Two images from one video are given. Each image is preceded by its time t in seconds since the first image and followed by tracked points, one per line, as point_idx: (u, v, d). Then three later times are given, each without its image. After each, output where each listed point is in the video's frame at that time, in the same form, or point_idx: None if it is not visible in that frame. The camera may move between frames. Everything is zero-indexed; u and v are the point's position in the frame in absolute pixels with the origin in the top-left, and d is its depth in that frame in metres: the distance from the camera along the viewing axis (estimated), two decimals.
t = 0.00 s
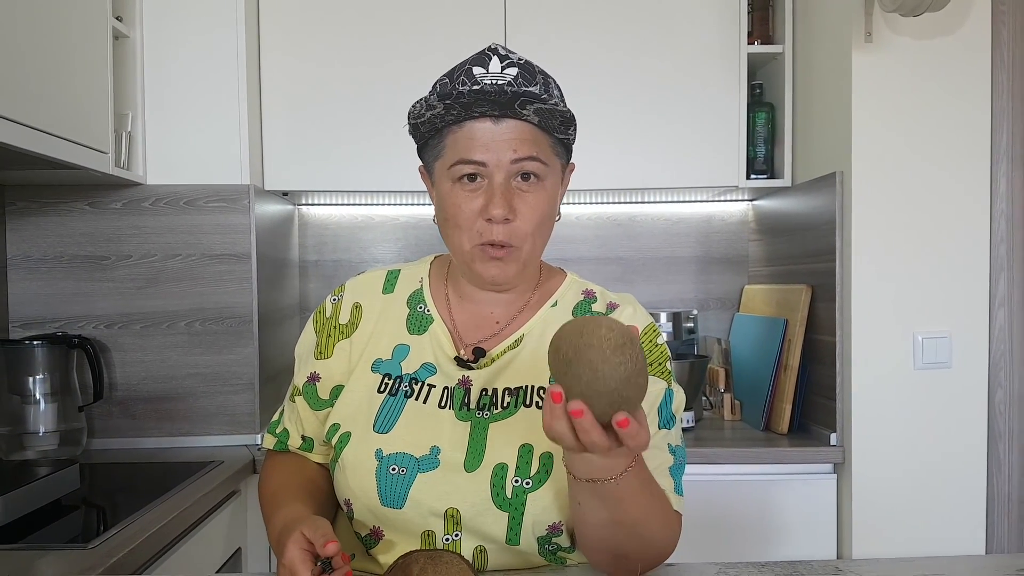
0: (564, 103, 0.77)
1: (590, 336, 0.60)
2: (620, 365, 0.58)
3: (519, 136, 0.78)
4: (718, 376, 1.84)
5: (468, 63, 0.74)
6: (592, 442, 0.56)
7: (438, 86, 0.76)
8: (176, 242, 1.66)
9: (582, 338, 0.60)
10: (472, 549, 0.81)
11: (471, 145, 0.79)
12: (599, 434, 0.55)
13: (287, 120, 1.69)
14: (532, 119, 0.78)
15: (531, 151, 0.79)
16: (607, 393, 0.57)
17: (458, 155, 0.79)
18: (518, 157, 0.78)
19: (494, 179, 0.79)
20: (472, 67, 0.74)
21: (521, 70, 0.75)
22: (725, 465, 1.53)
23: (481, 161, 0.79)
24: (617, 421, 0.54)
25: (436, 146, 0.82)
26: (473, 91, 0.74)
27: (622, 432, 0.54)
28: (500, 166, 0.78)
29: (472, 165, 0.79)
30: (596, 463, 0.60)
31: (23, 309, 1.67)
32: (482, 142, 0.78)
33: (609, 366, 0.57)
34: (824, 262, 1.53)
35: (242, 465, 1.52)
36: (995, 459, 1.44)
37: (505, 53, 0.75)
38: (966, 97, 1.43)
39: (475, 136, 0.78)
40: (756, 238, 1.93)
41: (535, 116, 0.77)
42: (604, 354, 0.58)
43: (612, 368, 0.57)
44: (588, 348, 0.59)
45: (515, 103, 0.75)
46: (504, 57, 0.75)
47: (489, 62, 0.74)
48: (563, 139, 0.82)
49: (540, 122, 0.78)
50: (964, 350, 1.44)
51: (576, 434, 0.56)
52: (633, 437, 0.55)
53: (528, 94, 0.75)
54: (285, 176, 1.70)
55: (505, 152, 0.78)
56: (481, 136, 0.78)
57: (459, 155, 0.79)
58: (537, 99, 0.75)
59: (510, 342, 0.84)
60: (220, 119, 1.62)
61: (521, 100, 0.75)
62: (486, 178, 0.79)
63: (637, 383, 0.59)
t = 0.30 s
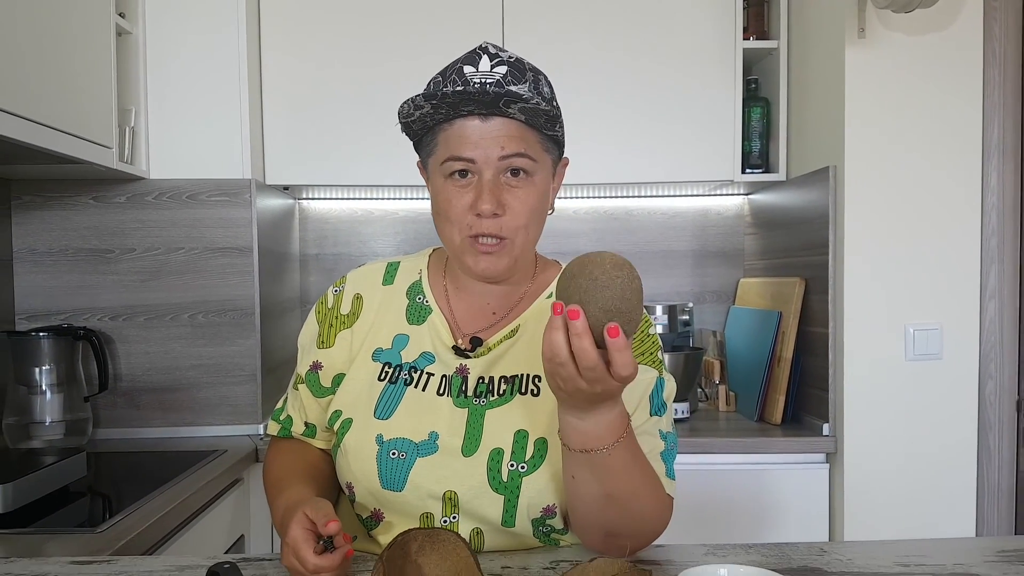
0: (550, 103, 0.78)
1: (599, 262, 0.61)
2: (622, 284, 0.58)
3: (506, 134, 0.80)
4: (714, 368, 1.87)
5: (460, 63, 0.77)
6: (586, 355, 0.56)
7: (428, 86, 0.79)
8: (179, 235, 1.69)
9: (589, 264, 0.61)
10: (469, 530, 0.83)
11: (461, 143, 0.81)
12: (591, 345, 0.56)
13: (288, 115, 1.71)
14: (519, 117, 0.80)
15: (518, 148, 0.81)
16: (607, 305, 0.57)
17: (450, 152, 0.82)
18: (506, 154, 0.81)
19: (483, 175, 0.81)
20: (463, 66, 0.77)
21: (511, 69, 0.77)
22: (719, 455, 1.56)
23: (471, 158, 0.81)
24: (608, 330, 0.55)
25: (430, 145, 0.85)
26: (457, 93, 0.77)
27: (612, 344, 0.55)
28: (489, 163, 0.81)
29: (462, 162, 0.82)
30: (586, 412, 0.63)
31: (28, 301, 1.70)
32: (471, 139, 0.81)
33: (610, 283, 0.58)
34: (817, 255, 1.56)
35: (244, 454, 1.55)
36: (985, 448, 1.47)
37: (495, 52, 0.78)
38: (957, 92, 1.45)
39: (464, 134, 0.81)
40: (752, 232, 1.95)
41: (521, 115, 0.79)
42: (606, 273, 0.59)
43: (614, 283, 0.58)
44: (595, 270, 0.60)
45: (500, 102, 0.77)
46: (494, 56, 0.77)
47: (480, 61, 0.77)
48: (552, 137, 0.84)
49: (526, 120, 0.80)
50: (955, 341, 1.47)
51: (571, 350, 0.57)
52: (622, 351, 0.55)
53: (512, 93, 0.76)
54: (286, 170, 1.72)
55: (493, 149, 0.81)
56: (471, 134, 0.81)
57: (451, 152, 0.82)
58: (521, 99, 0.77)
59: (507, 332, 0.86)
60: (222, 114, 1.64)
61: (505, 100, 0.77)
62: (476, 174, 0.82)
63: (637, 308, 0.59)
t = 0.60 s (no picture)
0: (534, 97, 0.80)
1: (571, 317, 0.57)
2: (603, 343, 0.56)
3: (494, 129, 0.83)
4: (712, 358, 1.89)
5: (448, 62, 0.80)
6: (582, 410, 0.58)
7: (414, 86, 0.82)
8: (185, 227, 1.71)
9: (562, 319, 0.58)
10: (469, 513, 0.86)
11: (450, 140, 0.84)
12: (587, 401, 0.58)
13: (293, 107, 1.73)
14: (503, 112, 0.82)
15: (506, 142, 0.83)
16: (591, 369, 0.56)
17: (440, 150, 0.85)
18: (494, 149, 0.83)
19: (474, 171, 0.84)
20: (452, 65, 0.79)
21: (497, 66, 0.79)
22: (716, 444, 1.58)
23: (461, 154, 0.84)
24: (600, 389, 0.56)
25: (423, 142, 0.88)
26: (438, 91, 0.80)
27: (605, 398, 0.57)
28: (477, 158, 0.83)
29: (453, 158, 0.84)
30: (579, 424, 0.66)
31: (38, 292, 1.73)
32: (459, 136, 0.83)
33: (591, 349, 0.56)
34: (815, 247, 1.57)
35: (251, 442, 1.59)
36: (979, 437, 1.49)
37: (483, 50, 0.80)
38: (954, 84, 1.46)
39: (454, 130, 0.84)
40: (751, 224, 1.97)
41: (505, 110, 0.81)
42: (584, 335, 0.56)
43: (594, 348, 0.56)
44: (570, 331, 0.56)
45: (482, 99, 0.80)
46: (481, 54, 0.80)
47: (467, 60, 0.79)
48: (541, 129, 0.86)
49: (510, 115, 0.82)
50: (949, 331, 1.49)
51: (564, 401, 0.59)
52: (615, 400, 0.58)
53: (495, 89, 0.79)
54: (290, 163, 1.75)
55: (481, 144, 0.83)
56: (459, 130, 0.83)
57: (441, 149, 0.85)
58: (503, 94, 0.79)
59: (508, 321, 0.89)
60: (226, 107, 1.67)
61: (487, 95, 0.79)
62: (467, 170, 0.84)
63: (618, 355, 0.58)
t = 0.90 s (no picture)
0: (515, 95, 0.82)
1: (561, 287, 0.60)
2: (590, 311, 0.58)
3: (479, 128, 0.85)
4: (710, 346, 1.91)
5: (436, 65, 0.83)
6: (569, 378, 0.60)
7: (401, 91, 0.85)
8: (191, 217, 1.74)
9: (553, 289, 0.60)
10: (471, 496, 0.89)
11: (440, 140, 0.87)
12: (575, 370, 0.60)
13: (297, 98, 1.75)
14: (486, 111, 0.84)
15: (492, 140, 0.85)
16: (579, 337, 0.58)
17: (431, 150, 0.88)
18: (480, 148, 0.85)
19: (463, 169, 0.87)
20: (440, 68, 0.83)
21: (481, 67, 0.82)
22: (714, 430, 1.62)
23: (450, 154, 0.87)
24: (586, 358, 0.58)
25: (418, 144, 0.91)
26: (418, 97, 0.83)
27: (592, 368, 0.59)
28: (465, 157, 0.86)
29: (443, 158, 0.87)
30: (572, 402, 0.68)
31: (49, 280, 1.76)
32: (447, 136, 0.86)
33: (576, 317, 0.58)
34: (812, 236, 1.60)
35: (258, 427, 1.62)
36: (971, 423, 1.52)
37: (470, 51, 0.84)
38: (951, 75, 1.48)
39: (442, 131, 0.86)
40: (750, 212, 1.99)
41: (486, 110, 0.83)
42: (572, 304, 0.58)
43: (582, 317, 0.58)
44: (560, 299, 0.59)
45: (461, 101, 0.83)
46: (467, 55, 0.83)
47: (454, 61, 0.83)
48: (529, 125, 0.88)
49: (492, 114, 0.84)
50: (943, 320, 1.51)
51: (554, 370, 0.61)
52: (602, 370, 0.60)
53: (473, 89, 0.81)
54: (294, 152, 1.77)
55: (468, 143, 0.86)
56: (446, 131, 0.86)
57: (432, 150, 0.88)
58: (476, 97, 0.82)
59: (510, 312, 0.91)
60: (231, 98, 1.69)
61: (465, 99, 0.82)
62: (457, 168, 0.87)
63: (606, 323, 0.60)
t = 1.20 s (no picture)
0: (511, 80, 0.85)
1: (563, 279, 0.63)
2: (590, 301, 0.61)
3: (478, 113, 0.88)
4: (710, 333, 1.94)
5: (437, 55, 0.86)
6: (572, 365, 0.63)
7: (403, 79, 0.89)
8: (199, 206, 1.76)
9: (556, 281, 0.63)
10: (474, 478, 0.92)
11: (441, 127, 0.89)
12: (577, 358, 0.62)
13: (302, 88, 1.77)
14: (484, 95, 0.87)
15: (491, 124, 0.88)
16: (580, 326, 0.61)
17: (434, 138, 0.91)
18: (480, 132, 0.88)
19: (464, 154, 0.89)
20: (439, 57, 0.86)
21: (478, 57, 0.84)
22: (712, 415, 1.64)
23: (451, 140, 0.89)
24: (587, 346, 0.61)
25: (421, 134, 0.95)
26: (417, 82, 0.86)
27: (593, 355, 0.62)
28: (466, 142, 0.88)
29: (445, 144, 0.90)
30: (573, 386, 0.71)
31: (59, 269, 1.79)
32: (448, 123, 0.89)
33: (579, 305, 0.61)
34: (810, 225, 1.61)
35: (265, 413, 1.66)
36: (965, 409, 1.55)
37: (468, 43, 0.87)
38: (949, 65, 1.49)
39: (443, 119, 0.89)
40: (750, 201, 2.00)
41: (483, 93, 0.86)
42: (574, 294, 0.61)
43: (584, 306, 0.61)
44: (563, 291, 0.62)
45: (459, 84, 0.85)
46: (465, 47, 0.86)
47: (453, 53, 0.86)
48: (527, 110, 0.90)
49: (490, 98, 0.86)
50: (939, 308, 1.53)
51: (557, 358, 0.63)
52: (602, 358, 0.62)
53: (469, 73, 0.84)
54: (298, 141, 1.79)
55: (468, 129, 0.88)
56: (447, 117, 0.89)
57: (435, 137, 0.90)
58: (476, 80, 0.84)
59: (513, 299, 0.94)
60: (236, 89, 1.71)
61: (462, 80, 0.85)
62: (459, 154, 0.89)
63: (604, 313, 0.63)
